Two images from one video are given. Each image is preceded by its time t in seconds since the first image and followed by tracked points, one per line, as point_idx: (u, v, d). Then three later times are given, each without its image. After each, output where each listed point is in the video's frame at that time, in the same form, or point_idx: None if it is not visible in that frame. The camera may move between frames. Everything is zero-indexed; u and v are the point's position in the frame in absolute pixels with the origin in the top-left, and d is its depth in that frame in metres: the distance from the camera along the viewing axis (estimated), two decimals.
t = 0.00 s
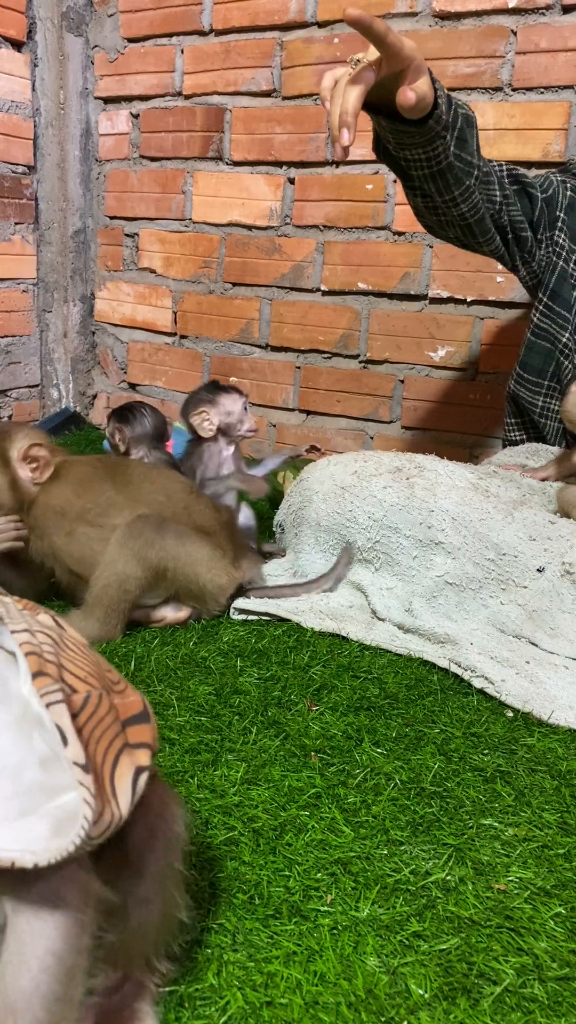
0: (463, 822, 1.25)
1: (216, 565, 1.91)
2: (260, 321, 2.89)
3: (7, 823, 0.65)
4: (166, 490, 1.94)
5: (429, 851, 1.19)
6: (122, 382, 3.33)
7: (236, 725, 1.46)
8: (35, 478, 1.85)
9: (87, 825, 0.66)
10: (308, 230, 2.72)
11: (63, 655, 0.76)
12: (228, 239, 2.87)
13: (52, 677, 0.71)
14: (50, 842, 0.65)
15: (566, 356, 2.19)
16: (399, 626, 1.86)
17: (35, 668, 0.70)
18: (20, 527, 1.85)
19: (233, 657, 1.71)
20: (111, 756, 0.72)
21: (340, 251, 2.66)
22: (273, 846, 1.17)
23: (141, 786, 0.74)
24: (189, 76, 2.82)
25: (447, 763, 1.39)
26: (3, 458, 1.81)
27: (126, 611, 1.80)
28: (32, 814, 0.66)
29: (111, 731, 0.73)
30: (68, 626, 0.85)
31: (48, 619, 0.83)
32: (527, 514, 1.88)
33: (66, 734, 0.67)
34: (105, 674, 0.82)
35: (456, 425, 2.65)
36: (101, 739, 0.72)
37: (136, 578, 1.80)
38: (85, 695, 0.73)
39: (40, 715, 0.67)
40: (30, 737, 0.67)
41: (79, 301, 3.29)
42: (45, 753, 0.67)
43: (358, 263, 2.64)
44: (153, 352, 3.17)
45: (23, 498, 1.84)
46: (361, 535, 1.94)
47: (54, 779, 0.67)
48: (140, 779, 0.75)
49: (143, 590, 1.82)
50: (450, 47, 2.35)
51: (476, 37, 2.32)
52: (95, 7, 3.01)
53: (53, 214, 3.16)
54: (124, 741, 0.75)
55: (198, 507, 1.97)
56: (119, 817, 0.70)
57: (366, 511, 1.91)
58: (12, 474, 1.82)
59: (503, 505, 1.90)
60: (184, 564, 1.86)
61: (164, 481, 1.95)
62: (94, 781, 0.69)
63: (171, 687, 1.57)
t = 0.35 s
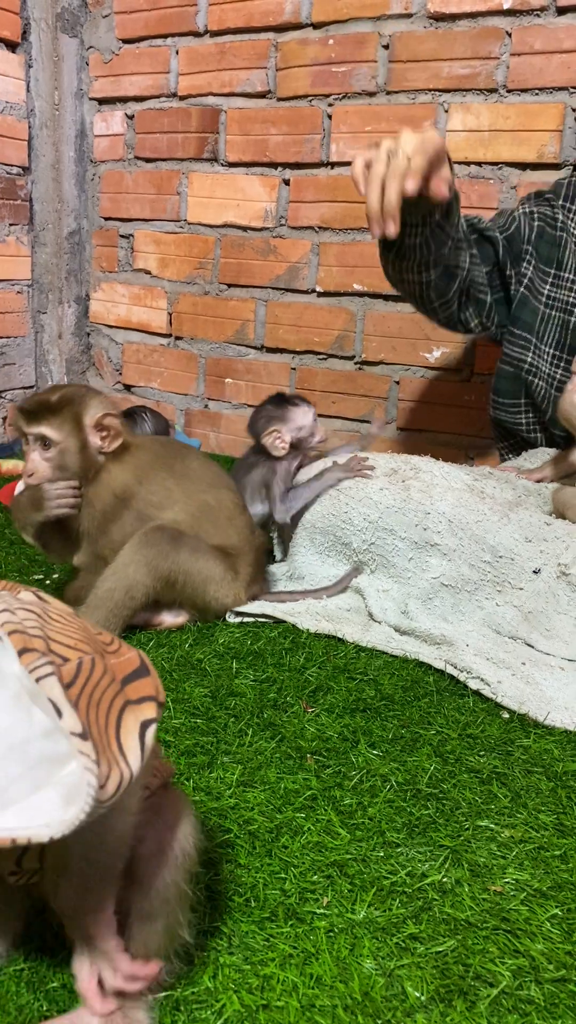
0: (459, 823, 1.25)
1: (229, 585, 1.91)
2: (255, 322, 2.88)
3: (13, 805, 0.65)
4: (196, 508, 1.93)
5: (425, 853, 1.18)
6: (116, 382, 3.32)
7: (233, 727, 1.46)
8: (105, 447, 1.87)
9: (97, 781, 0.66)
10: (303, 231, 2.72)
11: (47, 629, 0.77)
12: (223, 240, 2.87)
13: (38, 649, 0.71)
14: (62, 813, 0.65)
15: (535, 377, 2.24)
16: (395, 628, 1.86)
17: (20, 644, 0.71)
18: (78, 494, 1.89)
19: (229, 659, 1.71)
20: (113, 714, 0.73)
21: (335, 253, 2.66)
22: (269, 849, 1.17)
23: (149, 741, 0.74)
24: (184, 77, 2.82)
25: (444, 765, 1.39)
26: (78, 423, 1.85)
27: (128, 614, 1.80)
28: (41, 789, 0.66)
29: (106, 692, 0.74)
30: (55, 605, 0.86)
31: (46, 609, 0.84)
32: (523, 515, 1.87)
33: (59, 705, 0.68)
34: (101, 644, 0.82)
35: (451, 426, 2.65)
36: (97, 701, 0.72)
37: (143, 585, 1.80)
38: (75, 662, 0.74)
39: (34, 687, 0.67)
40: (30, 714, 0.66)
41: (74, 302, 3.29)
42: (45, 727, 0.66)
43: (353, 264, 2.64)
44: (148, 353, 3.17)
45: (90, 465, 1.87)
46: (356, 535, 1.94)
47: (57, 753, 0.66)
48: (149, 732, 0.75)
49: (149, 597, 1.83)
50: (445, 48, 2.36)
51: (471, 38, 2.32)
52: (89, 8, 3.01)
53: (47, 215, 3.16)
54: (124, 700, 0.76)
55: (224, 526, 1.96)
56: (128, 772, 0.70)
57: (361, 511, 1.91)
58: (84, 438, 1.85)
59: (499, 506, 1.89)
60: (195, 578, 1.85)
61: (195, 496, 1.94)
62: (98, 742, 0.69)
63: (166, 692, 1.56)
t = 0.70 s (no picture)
0: (453, 827, 1.24)
1: (232, 599, 1.88)
2: (248, 324, 2.88)
3: (59, 807, 0.75)
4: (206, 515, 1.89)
5: (419, 857, 1.18)
6: (108, 383, 3.31)
7: (225, 731, 1.45)
8: (201, 393, 2.00)
9: (150, 788, 0.73)
10: (295, 233, 2.72)
11: (85, 645, 0.81)
12: (215, 242, 2.86)
13: (86, 664, 0.77)
14: (104, 821, 0.73)
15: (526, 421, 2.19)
16: (389, 630, 1.86)
17: (72, 659, 0.77)
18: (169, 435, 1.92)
19: (222, 663, 1.70)
20: (148, 732, 0.79)
21: (328, 254, 2.66)
22: (263, 854, 1.16)
23: (172, 761, 0.80)
24: (176, 78, 2.81)
25: (438, 767, 1.39)
26: (183, 366, 1.97)
27: (129, 624, 1.75)
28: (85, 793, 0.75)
29: (139, 708, 0.80)
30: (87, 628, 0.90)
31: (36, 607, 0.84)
32: (516, 515, 1.85)
33: (114, 716, 0.75)
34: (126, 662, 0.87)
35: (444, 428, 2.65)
36: (138, 717, 0.78)
37: (148, 597, 1.74)
38: (113, 677, 0.79)
39: (80, 702, 0.76)
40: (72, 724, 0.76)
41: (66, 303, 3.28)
42: (82, 739, 0.76)
43: (346, 266, 2.64)
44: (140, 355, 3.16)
45: (189, 407, 1.97)
46: (351, 536, 1.95)
47: (94, 763, 0.75)
48: (174, 748, 0.81)
49: (152, 609, 1.77)
50: (437, 50, 2.36)
51: (463, 40, 2.32)
52: (81, 9, 3.00)
53: (39, 216, 3.17)
54: (153, 718, 0.81)
55: (232, 540, 1.92)
56: (164, 781, 0.77)
57: (358, 513, 1.92)
58: (186, 381, 1.97)
59: (493, 507, 1.87)
60: (199, 588, 1.81)
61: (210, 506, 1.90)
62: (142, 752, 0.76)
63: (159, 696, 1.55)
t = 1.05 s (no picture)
0: (446, 830, 1.24)
1: (222, 602, 1.86)
2: (239, 326, 2.87)
3: (67, 801, 0.74)
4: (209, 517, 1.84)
5: (413, 861, 1.17)
6: (100, 385, 3.30)
7: (218, 733, 1.44)
8: (220, 383, 1.87)
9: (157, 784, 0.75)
10: (287, 235, 2.71)
11: (89, 646, 0.82)
12: (207, 243, 2.86)
13: (93, 665, 0.78)
14: (112, 814, 0.74)
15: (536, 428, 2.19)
16: (382, 632, 1.86)
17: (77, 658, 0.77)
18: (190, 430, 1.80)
19: (213, 666, 1.69)
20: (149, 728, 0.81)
21: (320, 256, 2.66)
22: (256, 857, 1.15)
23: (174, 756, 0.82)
24: (167, 79, 2.81)
25: (431, 770, 1.38)
26: (199, 355, 1.83)
27: (119, 622, 1.75)
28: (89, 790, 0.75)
29: (142, 707, 0.83)
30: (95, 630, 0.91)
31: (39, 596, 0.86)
32: (506, 517, 1.82)
33: (121, 711, 0.76)
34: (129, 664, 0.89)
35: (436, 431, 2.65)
36: (139, 710, 0.81)
37: (138, 594, 1.74)
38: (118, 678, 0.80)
39: (87, 697, 0.76)
40: (78, 721, 0.76)
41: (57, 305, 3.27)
42: (89, 734, 0.76)
43: (338, 268, 2.63)
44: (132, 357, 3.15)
45: (207, 400, 1.83)
46: (344, 536, 1.96)
47: (101, 757, 0.75)
48: (175, 742, 0.84)
49: (144, 607, 1.77)
50: (428, 52, 2.37)
51: (454, 42, 2.33)
52: (72, 10, 2.99)
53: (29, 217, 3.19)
54: (155, 716, 0.84)
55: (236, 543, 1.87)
56: (169, 774, 0.79)
57: (352, 514, 1.93)
58: (203, 371, 1.82)
59: (483, 510, 1.85)
60: (192, 588, 1.80)
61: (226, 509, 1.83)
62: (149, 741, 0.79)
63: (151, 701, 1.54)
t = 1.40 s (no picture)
0: (440, 831, 1.24)
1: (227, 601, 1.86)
2: (232, 327, 2.86)
3: (48, 814, 0.73)
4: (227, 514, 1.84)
5: (406, 863, 1.17)
6: (92, 387, 3.28)
7: (210, 735, 1.44)
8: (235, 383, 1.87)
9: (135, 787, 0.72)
10: (280, 236, 2.71)
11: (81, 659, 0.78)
12: (199, 244, 2.85)
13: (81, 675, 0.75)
14: (93, 826, 0.72)
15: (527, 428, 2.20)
16: (375, 633, 1.86)
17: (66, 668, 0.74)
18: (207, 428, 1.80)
19: (206, 667, 1.68)
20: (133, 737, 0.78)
21: (313, 257, 2.65)
22: (249, 859, 1.15)
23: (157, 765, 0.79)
24: (160, 80, 2.80)
25: (424, 772, 1.38)
26: (214, 356, 1.83)
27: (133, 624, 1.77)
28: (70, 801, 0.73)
29: (128, 716, 0.79)
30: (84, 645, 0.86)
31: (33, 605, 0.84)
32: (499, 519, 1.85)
33: (107, 720, 0.74)
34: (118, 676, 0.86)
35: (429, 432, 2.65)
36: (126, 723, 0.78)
37: (153, 595, 1.76)
38: (106, 688, 0.78)
39: (74, 705, 0.75)
40: (62, 730, 0.76)
41: (49, 306, 3.26)
42: (73, 742, 0.75)
43: (331, 269, 2.63)
44: (124, 358, 3.14)
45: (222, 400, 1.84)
46: (334, 536, 1.96)
47: (85, 766, 0.74)
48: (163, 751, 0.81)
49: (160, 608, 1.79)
50: (421, 53, 2.37)
51: (446, 43, 2.33)
52: (64, 10, 2.98)
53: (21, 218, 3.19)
54: (143, 726, 0.81)
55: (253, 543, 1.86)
56: (154, 781, 0.77)
57: (341, 513, 1.94)
58: (219, 372, 1.83)
59: (473, 511, 1.89)
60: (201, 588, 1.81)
61: (251, 506, 1.81)
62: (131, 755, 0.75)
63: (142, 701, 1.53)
